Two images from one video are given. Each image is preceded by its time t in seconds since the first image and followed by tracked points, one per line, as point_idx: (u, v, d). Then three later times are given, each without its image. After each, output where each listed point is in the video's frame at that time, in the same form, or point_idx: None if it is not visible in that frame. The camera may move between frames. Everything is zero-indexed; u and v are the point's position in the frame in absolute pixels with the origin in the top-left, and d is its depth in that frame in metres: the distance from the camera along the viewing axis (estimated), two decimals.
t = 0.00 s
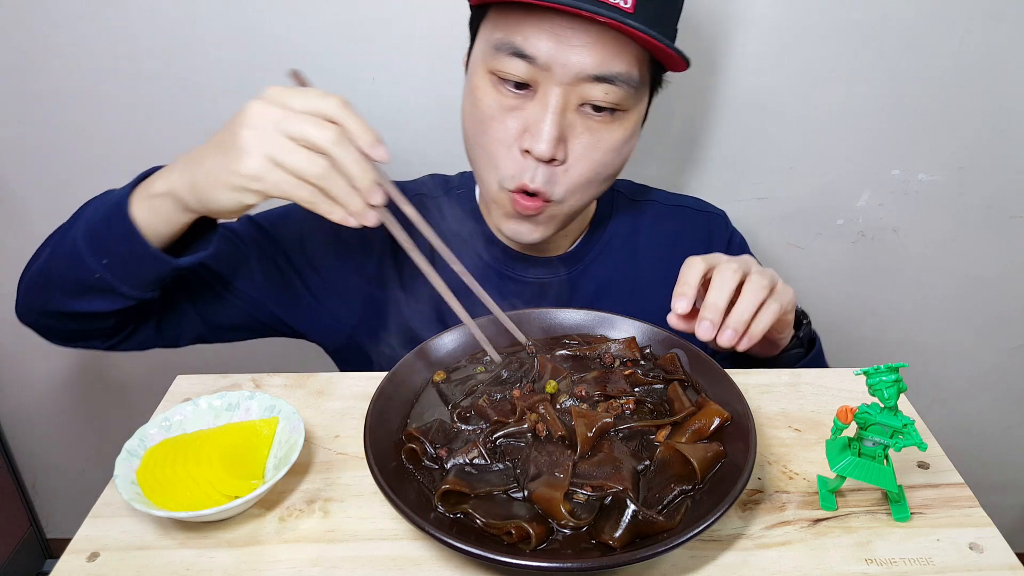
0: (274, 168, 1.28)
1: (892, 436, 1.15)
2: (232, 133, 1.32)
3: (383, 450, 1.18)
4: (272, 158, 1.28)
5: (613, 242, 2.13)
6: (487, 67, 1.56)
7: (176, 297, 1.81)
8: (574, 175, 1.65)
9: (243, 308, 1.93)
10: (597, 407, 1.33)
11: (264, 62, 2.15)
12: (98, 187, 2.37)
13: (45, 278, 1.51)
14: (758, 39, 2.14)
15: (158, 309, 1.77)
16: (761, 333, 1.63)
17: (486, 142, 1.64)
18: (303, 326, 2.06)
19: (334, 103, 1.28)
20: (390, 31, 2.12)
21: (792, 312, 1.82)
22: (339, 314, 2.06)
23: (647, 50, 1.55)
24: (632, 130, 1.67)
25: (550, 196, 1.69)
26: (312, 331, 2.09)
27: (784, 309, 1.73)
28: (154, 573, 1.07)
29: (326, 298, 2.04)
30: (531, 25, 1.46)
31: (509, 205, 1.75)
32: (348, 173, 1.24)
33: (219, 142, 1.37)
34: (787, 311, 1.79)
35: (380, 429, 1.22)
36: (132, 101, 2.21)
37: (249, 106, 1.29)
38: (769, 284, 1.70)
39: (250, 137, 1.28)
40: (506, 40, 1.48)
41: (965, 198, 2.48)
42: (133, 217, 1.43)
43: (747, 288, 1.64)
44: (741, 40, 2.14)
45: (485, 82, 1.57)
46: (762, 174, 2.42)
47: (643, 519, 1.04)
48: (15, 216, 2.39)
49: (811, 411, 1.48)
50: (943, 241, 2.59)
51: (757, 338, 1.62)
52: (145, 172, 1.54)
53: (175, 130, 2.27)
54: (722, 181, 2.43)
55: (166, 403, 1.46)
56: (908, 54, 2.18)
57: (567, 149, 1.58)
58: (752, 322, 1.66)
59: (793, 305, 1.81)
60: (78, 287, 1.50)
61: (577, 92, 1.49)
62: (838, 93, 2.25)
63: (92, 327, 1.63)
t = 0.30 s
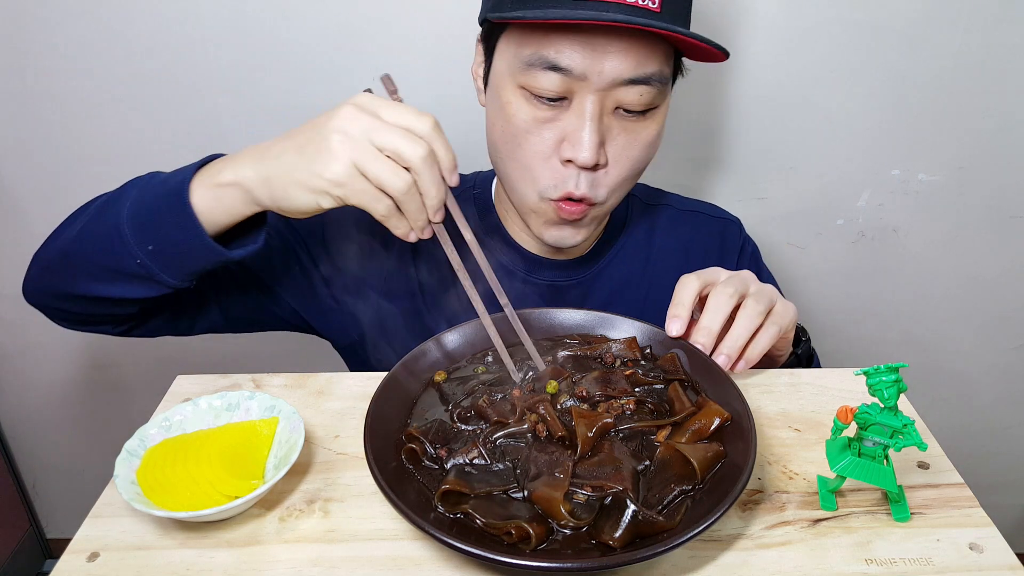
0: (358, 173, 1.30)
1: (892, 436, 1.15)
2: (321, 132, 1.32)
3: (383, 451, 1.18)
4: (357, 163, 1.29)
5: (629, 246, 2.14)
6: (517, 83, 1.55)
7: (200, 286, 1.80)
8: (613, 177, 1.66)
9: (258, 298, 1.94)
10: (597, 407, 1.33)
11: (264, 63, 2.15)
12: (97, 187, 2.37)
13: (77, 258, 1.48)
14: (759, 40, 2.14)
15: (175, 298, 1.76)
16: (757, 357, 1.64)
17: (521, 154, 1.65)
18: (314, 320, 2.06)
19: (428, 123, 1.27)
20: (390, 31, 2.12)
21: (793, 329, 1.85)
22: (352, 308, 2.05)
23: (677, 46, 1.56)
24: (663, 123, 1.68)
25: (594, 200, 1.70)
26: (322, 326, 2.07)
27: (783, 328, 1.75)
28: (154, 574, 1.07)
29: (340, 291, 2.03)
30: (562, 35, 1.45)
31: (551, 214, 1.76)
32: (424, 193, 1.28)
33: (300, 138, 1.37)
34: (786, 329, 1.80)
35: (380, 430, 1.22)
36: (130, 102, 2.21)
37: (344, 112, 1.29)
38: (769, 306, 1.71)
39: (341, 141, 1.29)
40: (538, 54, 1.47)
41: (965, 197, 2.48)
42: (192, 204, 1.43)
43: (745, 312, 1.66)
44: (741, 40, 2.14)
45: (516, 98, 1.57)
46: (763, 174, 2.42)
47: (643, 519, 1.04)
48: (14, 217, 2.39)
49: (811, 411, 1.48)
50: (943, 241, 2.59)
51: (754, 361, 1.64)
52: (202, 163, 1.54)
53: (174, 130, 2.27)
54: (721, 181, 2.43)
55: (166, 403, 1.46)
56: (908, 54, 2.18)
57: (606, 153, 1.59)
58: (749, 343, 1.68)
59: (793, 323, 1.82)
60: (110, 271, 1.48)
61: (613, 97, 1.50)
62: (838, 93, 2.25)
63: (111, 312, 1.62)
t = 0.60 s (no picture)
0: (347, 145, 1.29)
1: (892, 436, 1.15)
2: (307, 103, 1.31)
3: (383, 451, 1.18)
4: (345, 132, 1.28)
5: (632, 248, 2.14)
6: (518, 86, 1.55)
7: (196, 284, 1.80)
8: (613, 184, 1.66)
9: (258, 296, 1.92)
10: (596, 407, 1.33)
11: (264, 63, 2.15)
12: (97, 187, 2.38)
13: (74, 253, 1.47)
14: (759, 40, 2.14)
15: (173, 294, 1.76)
16: (752, 361, 1.62)
17: (521, 157, 1.65)
18: (313, 317, 2.06)
19: (409, 83, 1.27)
20: (392, 32, 2.12)
21: (788, 333, 1.85)
22: (351, 305, 2.05)
23: (681, 56, 1.56)
24: (664, 133, 1.68)
25: (593, 205, 1.70)
26: (322, 324, 2.08)
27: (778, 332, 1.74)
28: (154, 573, 1.07)
29: (339, 287, 2.04)
30: (564, 42, 1.45)
31: (550, 217, 1.76)
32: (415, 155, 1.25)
33: (288, 111, 1.37)
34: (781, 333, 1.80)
35: (381, 430, 1.22)
36: (132, 103, 2.21)
37: (325, 81, 1.29)
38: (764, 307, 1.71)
39: (326, 111, 1.28)
40: (540, 59, 1.48)
41: (966, 197, 2.48)
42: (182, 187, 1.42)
43: (741, 311, 1.65)
44: (742, 40, 2.14)
45: (517, 101, 1.57)
46: (763, 174, 2.42)
47: (643, 519, 1.03)
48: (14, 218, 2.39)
49: (811, 411, 1.48)
50: (943, 241, 2.59)
51: (752, 364, 1.62)
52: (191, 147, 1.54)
53: (174, 130, 2.27)
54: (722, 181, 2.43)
55: (166, 403, 1.46)
56: (908, 54, 2.18)
57: (607, 159, 1.58)
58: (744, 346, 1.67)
59: (788, 327, 1.82)
60: (108, 264, 1.48)
61: (614, 104, 1.50)
62: (838, 93, 2.25)
63: (110, 309, 1.61)
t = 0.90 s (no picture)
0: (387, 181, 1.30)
1: (892, 436, 1.15)
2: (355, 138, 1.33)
3: (383, 450, 1.18)
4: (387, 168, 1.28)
5: (633, 248, 2.14)
6: (513, 89, 1.55)
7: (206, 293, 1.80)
8: (609, 186, 1.66)
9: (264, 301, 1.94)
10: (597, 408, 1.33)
11: (264, 63, 2.15)
12: (97, 187, 2.38)
13: (90, 257, 1.48)
14: (759, 40, 2.14)
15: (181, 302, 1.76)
16: (747, 361, 1.63)
17: (516, 159, 1.65)
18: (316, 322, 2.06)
19: (454, 130, 1.29)
20: (392, 32, 2.12)
21: (785, 333, 1.85)
22: (354, 310, 2.06)
23: (675, 57, 1.56)
24: (662, 134, 1.67)
25: (590, 206, 1.70)
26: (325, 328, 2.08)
27: (774, 333, 1.74)
28: (154, 573, 1.07)
29: (343, 292, 2.04)
30: (558, 44, 1.46)
31: (548, 217, 1.76)
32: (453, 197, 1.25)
33: (333, 145, 1.38)
34: (777, 334, 1.79)
35: (381, 429, 1.22)
36: (131, 103, 2.21)
37: (375, 119, 1.31)
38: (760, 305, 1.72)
39: (375, 147, 1.29)
40: (533, 61, 1.48)
41: (966, 197, 2.48)
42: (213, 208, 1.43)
43: (737, 305, 1.65)
44: (742, 40, 2.14)
45: (512, 103, 1.57)
46: (763, 174, 2.42)
47: (643, 519, 1.03)
48: (14, 218, 2.39)
49: (811, 411, 1.48)
50: (944, 241, 2.59)
51: (746, 365, 1.62)
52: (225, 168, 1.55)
53: (174, 130, 2.27)
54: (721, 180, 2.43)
55: (166, 403, 1.46)
56: (908, 54, 2.18)
57: (603, 161, 1.58)
58: (740, 344, 1.68)
59: (785, 326, 1.83)
60: (124, 274, 1.48)
61: (609, 105, 1.50)
62: (839, 94, 2.25)
63: (113, 313, 1.61)
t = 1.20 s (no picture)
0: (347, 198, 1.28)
1: (892, 436, 1.15)
2: (312, 154, 1.31)
3: (382, 451, 1.18)
4: (343, 185, 1.27)
5: (634, 248, 2.14)
6: (515, 91, 1.56)
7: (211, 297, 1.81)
8: (612, 188, 1.66)
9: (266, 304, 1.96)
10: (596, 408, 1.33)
11: (264, 63, 2.15)
12: (97, 187, 2.38)
13: (74, 272, 1.49)
14: (759, 40, 2.14)
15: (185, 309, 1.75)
16: (748, 360, 1.63)
17: (518, 161, 1.65)
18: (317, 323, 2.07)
19: (416, 136, 1.26)
20: (391, 31, 2.12)
21: (785, 332, 1.85)
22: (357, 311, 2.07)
23: (678, 60, 1.56)
24: (665, 136, 1.67)
25: (592, 208, 1.70)
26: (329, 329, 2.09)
27: (774, 333, 1.74)
28: (154, 574, 1.07)
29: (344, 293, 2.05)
30: (559, 47, 1.46)
31: (550, 218, 1.76)
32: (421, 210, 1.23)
33: (293, 165, 1.36)
34: (777, 334, 1.79)
35: (380, 430, 1.22)
36: (131, 103, 2.21)
37: (332, 134, 1.29)
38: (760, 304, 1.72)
39: (331, 163, 1.27)
40: (535, 64, 1.48)
41: (965, 197, 2.48)
42: (183, 230, 1.40)
43: (737, 304, 1.65)
44: (742, 40, 2.14)
45: (514, 105, 1.58)
46: (763, 174, 2.42)
47: (643, 519, 1.03)
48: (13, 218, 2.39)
49: (811, 411, 1.48)
50: (943, 241, 2.59)
51: (746, 364, 1.62)
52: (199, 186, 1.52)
53: (174, 130, 2.27)
54: (721, 180, 2.43)
55: (166, 403, 1.46)
56: (907, 54, 2.18)
57: (605, 163, 1.59)
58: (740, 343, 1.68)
59: (785, 325, 1.82)
60: (106, 289, 1.47)
61: (612, 107, 1.50)
62: (838, 94, 2.25)
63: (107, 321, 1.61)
